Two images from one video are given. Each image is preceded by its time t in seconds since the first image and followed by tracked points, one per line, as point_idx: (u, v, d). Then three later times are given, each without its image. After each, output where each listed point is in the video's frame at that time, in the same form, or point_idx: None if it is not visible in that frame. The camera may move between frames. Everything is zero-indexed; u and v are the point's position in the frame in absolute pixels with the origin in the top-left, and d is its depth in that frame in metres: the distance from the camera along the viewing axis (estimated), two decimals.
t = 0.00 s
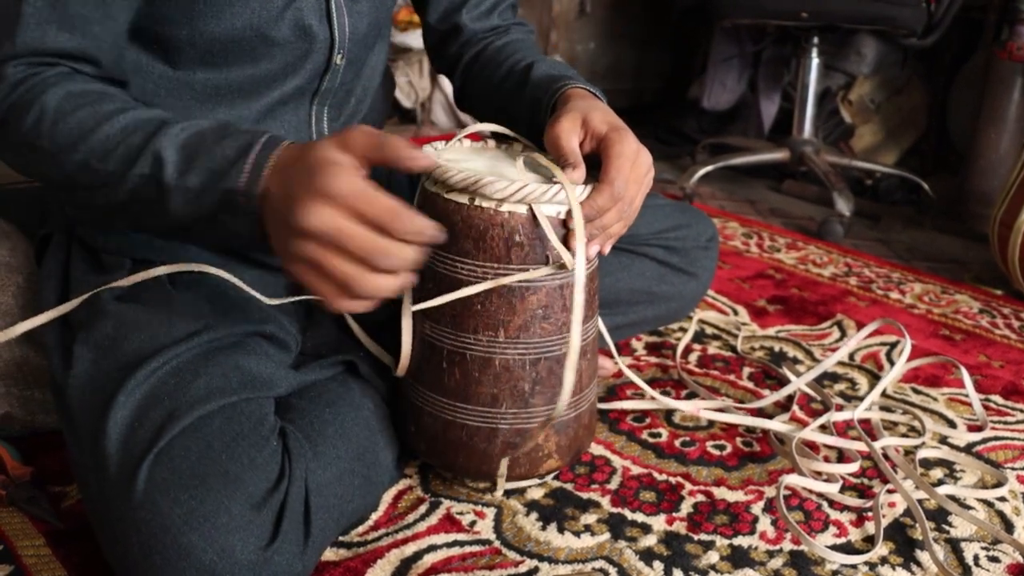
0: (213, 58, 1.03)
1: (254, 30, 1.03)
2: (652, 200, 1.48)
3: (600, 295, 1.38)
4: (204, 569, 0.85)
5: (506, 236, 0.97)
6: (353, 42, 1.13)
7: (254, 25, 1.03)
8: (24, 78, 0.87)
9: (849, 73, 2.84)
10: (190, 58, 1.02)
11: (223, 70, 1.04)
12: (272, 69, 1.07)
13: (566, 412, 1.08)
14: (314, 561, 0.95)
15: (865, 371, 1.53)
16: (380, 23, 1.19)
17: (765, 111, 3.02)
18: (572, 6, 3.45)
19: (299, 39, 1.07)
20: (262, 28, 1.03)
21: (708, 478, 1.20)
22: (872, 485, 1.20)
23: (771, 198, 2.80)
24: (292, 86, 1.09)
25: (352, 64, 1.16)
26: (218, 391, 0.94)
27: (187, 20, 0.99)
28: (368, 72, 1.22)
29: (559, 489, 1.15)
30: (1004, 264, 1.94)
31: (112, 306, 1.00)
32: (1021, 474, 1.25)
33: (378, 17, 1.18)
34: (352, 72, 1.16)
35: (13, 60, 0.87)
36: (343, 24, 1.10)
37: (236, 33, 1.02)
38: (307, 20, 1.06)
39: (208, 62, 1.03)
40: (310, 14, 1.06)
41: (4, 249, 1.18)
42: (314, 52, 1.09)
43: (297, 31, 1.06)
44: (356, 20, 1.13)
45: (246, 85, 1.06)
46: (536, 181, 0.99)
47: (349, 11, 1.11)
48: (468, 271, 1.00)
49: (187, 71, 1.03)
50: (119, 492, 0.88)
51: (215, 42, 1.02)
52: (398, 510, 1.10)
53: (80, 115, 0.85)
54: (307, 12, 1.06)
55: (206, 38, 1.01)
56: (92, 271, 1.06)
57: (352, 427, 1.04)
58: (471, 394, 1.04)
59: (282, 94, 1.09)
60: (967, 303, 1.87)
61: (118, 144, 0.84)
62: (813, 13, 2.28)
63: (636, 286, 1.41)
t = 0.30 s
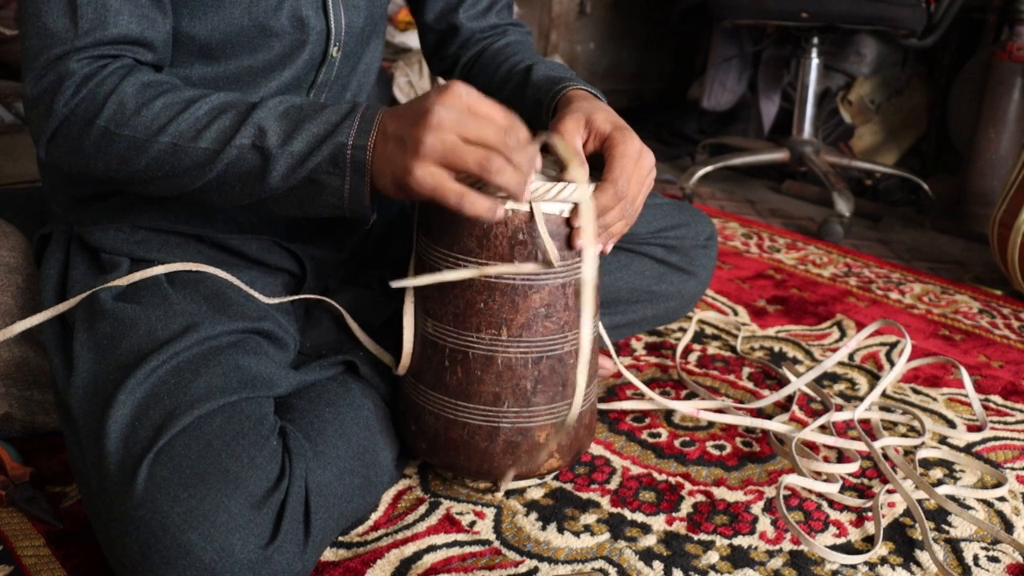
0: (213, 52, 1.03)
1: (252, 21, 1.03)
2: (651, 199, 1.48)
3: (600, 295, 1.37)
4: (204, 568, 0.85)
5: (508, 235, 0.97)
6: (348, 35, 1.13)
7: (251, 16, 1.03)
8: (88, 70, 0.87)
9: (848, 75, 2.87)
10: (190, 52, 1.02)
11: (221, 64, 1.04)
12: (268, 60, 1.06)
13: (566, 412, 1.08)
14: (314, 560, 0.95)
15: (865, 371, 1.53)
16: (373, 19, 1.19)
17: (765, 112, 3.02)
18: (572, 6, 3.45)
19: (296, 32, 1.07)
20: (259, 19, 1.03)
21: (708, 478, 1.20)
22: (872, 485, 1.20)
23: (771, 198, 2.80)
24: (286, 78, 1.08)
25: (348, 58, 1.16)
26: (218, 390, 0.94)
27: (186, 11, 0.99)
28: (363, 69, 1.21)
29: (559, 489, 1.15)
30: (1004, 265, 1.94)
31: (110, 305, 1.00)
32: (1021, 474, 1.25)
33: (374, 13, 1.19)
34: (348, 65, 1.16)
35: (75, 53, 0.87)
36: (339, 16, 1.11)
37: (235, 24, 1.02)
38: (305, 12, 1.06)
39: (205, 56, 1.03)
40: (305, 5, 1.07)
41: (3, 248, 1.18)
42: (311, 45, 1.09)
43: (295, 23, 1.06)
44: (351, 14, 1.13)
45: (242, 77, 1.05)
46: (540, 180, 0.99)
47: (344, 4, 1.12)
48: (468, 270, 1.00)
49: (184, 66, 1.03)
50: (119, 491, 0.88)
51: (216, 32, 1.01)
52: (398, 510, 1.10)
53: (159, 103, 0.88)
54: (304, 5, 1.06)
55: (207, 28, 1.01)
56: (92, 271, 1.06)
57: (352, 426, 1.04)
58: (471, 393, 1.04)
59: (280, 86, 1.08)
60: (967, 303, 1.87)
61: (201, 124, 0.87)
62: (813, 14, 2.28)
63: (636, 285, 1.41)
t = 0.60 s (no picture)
0: (217, 48, 1.03)
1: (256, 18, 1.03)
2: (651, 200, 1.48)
3: (599, 295, 1.37)
4: (203, 567, 0.85)
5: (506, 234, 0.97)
6: (349, 34, 1.13)
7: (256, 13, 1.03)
8: (99, 75, 0.85)
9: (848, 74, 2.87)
10: (194, 49, 1.02)
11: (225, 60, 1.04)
12: (270, 54, 1.06)
13: (565, 412, 1.08)
14: (313, 560, 0.95)
15: (865, 371, 1.53)
16: (373, 19, 1.19)
17: (765, 112, 3.02)
18: (571, 7, 3.45)
19: (299, 27, 1.07)
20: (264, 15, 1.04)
21: (707, 478, 1.20)
22: (871, 485, 1.20)
23: (770, 198, 2.80)
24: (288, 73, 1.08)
25: (348, 55, 1.16)
26: (218, 389, 0.94)
27: (192, 9, 0.99)
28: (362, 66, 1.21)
29: (559, 489, 1.15)
30: (1004, 265, 1.94)
31: (110, 305, 0.99)
32: (1020, 474, 1.25)
33: (374, 12, 1.19)
34: (347, 61, 1.16)
35: (86, 57, 0.85)
36: (342, 13, 1.11)
37: (241, 22, 1.02)
38: (308, 9, 1.07)
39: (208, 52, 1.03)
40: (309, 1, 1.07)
41: (3, 248, 1.18)
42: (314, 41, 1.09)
43: (298, 19, 1.07)
44: (353, 12, 1.13)
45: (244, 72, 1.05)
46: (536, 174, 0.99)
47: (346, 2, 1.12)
48: (467, 270, 1.00)
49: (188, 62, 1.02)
50: (118, 490, 0.88)
51: (220, 28, 1.01)
52: (397, 510, 1.10)
53: (165, 97, 0.86)
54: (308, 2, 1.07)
55: (212, 24, 1.01)
56: (91, 271, 1.06)
57: (351, 426, 1.04)
58: (470, 393, 1.04)
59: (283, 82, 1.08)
60: (967, 303, 1.87)
61: (208, 116, 0.86)
62: (813, 14, 2.27)
63: (636, 286, 1.41)
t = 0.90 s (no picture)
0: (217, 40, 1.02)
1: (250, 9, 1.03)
2: (650, 200, 1.48)
3: (600, 296, 1.37)
4: (203, 568, 0.85)
5: (508, 235, 0.97)
6: (343, 29, 1.14)
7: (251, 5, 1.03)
8: (126, 45, 0.83)
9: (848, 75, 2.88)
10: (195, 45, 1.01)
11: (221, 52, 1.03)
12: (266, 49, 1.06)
13: (566, 413, 1.08)
14: (314, 561, 0.95)
15: (865, 372, 1.53)
16: (367, 16, 1.19)
17: (765, 112, 3.02)
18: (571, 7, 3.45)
19: (292, 21, 1.07)
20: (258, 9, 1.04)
21: (708, 478, 1.20)
22: (872, 485, 1.20)
23: (770, 199, 2.80)
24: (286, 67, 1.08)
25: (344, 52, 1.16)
26: (219, 390, 0.94)
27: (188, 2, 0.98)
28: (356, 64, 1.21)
29: (559, 490, 1.15)
30: (1004, 265, 1.94)
31: (110, 305, 0.99)
32: (1021, 475, 1.25)
33: (368, 9, 1.19)
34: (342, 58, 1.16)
35: (111, 25, 0.83)
36: (335, 8, 1.11)
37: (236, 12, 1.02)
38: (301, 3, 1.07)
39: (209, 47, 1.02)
40: None
41: (3, 248, 1.18)
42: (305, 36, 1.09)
43: (292, 14, 1.07)
44: (347, 10, 1.13)
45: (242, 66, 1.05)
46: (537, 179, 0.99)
47: None
48: (468, 270, 1.00)
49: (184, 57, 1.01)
50: (119, 491, 0.88)
51: (222, 17, 1.01)
52: (398, 511, 1.10)
53: (197, 67, 0.81)
54: None
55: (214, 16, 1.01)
56: (91, 271, 1.06)
57: (352, 427, 1.04)
58: (471, 394, 1.04)
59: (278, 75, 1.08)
60: (967, 304, 1.87)
61: (243, 89, 0.80)
62: (812, 15, 2.27)
63: (636, 286, 1.41)
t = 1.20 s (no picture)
0: (211, 44, 1.03)
1: (243, 11, 1.03)
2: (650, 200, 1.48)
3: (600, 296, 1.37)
4: (202, 568, 0.85)
5: (507, 235, 0.97)
6: (339, 29, 1.13)
7: (244, 7, 1.03)
8: (67, 59, 0.88)
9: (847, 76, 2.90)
10: (187, 45, 1.02)
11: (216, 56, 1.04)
12: (259, 50, 1.06)
13: (565, 413, 1.08)
14: (312, 561, 0.95)
15: (865, 372, 1.53)
16: (363, 17, 1.19)
17: (765, 113, 3.02)
18: (571, 8, 3.45)
19: (286, 22, 1.06)
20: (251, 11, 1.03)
21: (708, 479, 1.20)
22: (872, 486, 1.20)
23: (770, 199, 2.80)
24: (281, 68, 1.08)
25: (340, 53, 1.16)
26: (218, 389, 0.94)
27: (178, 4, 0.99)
28: (352, 64, 1.21)
29: (559, 490, 1.15)
30: (1004, 265, 1.94)
31: (109, 307, 0.99)
32: (1021, 476, 1.25)
33: (362, 11, 1.18)
34: (337, 58, 1.16)
35: (55, 40, 0.88)
36: (328, 8, 1.10)
37: (229, 14, 1.02)
38: (295, 4, 1.06)
39: (202, 46, 1.03)
40: None
41: (3, 248, 1.18)
42: (300, 38, 1.08)
43: (285, 15, 1.06)
44: (343, 10, 1.13)
45: (236, 67, 1.05)
46: (538, 179, 0.99)
47: None
48: (468, 270, 1.00)
49: (179, 56, 1.03)
50: (118, 490, 0.88)
51: (214, 20, 1.02)
52: (397, 511, 1.10)
53: (131, 90, 0.88)
54: None
55: (208, 20, 1.01)
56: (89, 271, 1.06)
57: (351, 427, 1.04)
58: (470, 394, 1.04)
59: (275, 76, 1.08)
60: (967, 304, 1.87)
61: (170, 112, 0.87)
62: (812, 15, 2.27)
63: (636, 286, 1.41)
